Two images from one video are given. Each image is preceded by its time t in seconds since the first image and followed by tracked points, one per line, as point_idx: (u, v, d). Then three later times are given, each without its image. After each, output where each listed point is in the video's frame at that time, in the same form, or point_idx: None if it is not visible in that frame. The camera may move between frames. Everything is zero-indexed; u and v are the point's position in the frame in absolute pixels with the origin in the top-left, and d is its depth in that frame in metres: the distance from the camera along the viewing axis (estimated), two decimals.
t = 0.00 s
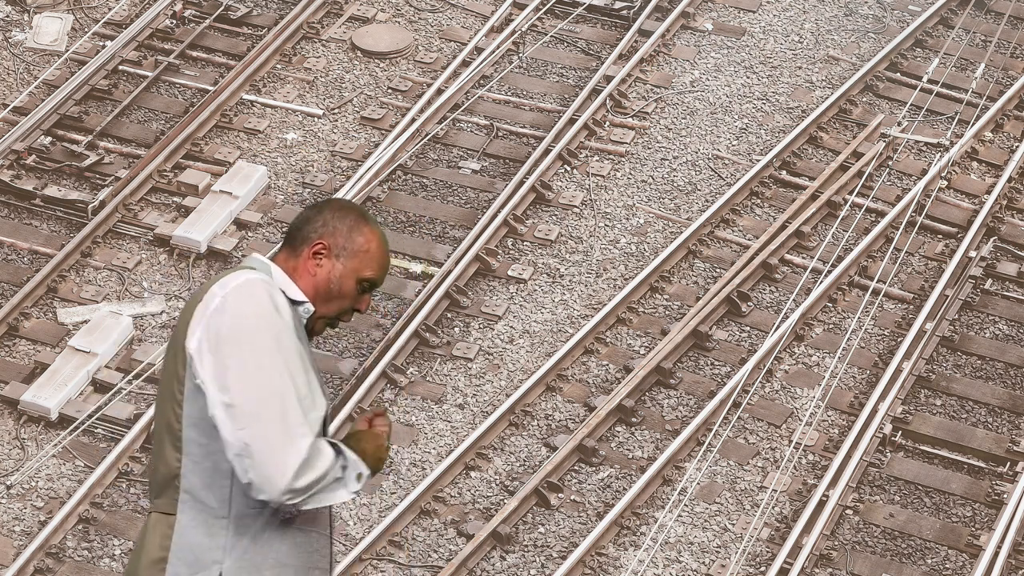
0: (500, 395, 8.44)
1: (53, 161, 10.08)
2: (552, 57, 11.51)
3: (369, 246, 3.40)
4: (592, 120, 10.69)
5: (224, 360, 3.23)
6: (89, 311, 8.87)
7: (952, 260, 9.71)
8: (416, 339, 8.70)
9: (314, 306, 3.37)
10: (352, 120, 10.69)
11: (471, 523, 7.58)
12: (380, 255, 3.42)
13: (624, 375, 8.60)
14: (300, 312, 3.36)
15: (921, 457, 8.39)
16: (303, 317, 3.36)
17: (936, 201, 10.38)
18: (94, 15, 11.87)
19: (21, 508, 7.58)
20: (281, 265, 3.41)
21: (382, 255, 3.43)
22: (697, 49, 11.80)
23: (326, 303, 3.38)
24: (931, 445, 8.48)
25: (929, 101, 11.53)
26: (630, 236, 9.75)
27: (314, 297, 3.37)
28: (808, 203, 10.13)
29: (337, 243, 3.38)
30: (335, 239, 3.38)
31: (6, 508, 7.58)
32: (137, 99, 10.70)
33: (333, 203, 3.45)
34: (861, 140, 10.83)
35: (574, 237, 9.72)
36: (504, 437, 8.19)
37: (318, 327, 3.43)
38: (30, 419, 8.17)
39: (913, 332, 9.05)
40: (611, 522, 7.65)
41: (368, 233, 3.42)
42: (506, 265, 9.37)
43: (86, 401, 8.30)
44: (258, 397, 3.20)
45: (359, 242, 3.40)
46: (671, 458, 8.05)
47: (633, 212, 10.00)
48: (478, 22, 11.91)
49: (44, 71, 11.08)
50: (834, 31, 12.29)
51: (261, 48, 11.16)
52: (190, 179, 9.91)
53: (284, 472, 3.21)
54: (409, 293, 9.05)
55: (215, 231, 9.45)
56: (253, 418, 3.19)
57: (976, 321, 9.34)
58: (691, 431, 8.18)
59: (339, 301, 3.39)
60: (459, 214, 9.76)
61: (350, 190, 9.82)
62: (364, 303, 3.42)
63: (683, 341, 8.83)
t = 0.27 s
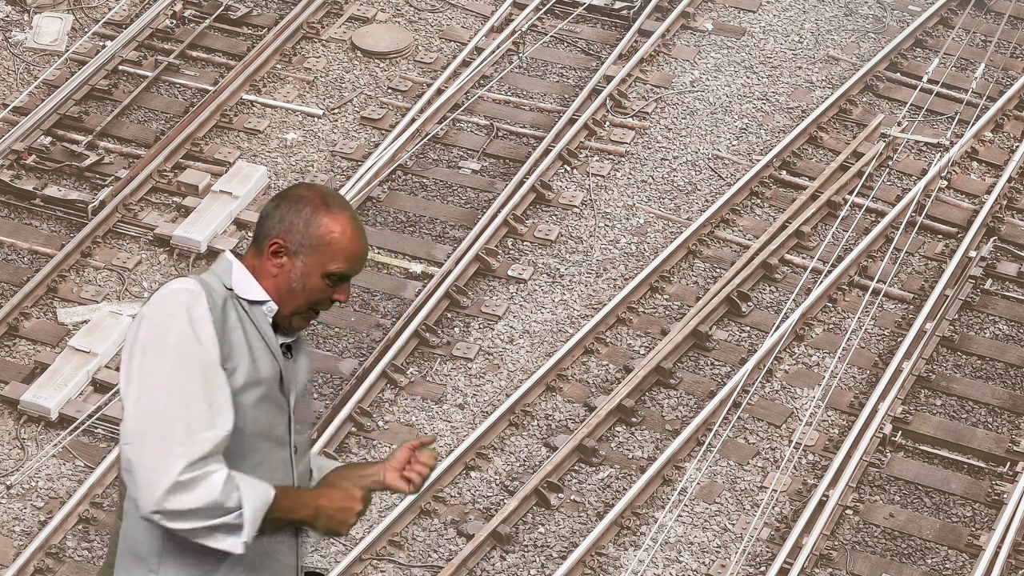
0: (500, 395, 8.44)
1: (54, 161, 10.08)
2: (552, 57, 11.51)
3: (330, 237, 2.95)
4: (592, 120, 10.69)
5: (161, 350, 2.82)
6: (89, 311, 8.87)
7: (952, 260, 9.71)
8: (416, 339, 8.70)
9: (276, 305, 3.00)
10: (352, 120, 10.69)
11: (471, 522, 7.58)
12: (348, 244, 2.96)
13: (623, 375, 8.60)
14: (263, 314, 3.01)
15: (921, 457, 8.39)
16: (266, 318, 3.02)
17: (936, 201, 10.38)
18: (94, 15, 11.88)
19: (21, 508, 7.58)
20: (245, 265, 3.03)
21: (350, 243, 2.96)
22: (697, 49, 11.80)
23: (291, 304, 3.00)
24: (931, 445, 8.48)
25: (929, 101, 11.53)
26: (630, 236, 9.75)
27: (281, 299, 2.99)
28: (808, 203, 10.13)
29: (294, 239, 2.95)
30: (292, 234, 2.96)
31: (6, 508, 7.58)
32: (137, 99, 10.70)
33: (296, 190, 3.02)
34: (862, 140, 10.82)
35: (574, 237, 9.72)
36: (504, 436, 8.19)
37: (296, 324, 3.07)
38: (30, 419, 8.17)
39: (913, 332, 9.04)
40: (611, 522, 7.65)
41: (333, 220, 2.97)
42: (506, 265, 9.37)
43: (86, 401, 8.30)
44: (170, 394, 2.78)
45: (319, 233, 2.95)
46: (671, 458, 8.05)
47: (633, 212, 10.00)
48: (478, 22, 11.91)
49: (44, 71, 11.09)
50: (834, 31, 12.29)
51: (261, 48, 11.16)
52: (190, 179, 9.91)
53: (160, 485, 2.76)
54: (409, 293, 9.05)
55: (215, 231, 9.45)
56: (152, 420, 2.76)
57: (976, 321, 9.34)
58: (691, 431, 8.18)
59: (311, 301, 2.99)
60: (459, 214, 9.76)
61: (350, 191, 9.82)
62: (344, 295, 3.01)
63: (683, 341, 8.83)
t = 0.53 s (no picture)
0: (500, 395, 8.44)
1: (53, 161, 10.08)
2: (552, 57, 11.51)
3: (282, 209, 3.05)
4: (592, 120, 10.69)
5: (161, 347, 2.93)
6: (89, 311, 8.86)
7: (952, 260, 9.71)
8: (416, 339, 8.70)
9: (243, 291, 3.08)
10: (352, 120, 10.69)
11: (471, 522, 7.58)
12: (300, 215, 3.06)
13: (624, 375, 8.60)
14: (234, 302, 3.08)
15: (921, 457, 8.39)
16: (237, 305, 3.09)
17: (936, 201, 10.38)
18: (94, 15, 11.88)
19: (21, 508, 7.58)
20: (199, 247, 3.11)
21: (302, 214, 3.06)
22: (697, 49, 11.81)
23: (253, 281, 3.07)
24: (931, 445, 8.48)
25: (929, 101, 11.53)
26: (630, 236, 9.75)
27: (240, 277, 3.07)
28: (808, 203, 10.13)
29: (246, 214, 3.04)
30: (243, 210, 3.05)
31: (6, 508, 7.58)
32: (137, 99, 10.70)
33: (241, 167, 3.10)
34: (861, 140, 10.82)
35: (574, 237, 9.72)
36: (504, 437, 8.19)
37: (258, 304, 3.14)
38: (30, 419, 8.17)
39: (913, 332, 9.05)
40: (611, 522, 7.65)
41: (281, 194, 3.06)
42: (506, 265, 9.37)
43: (86, 401, 8.30)
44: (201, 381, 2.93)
45: (270, 206, 3.04)
46: (671, 458, 8.05)
47: (633, 212, 10.00)
48: (478, 22, 11.91)
49: (44, 71, 11.09)
50: (834, 32, 12.29)
51: (261, 48, 11.16)
52: (190, 179, 9.91)
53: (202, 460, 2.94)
54: (409, 293, 9.05)
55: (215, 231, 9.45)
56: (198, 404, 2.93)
57: (976, 321, 9.34)
58: (691, 431, 8.18)
59: (267, 276, 3.07)
60: (459, 214, 9.76)
61: (350, 191, 9.82)
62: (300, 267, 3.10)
63: (683, 341, 8.83)
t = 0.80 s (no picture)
0: (500, 395, 8.44)
1: (54, 161, 10.08)
2: (552, 57, 11.51)
3: (276, 213, 3.57)
4: (592, 120, 10.69)
5: (203, 344, 3.50)
6: (89, 311, 8.86)
7: (952, 260, 9.71)
8: (416, 339, 8.70)
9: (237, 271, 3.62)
10: (352, 120, 10.69)
11: (471, 522, 7.58)
12: (291, 219, 3.58)
13: (624, 375, 8.60)
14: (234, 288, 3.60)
15: (920, 457, 8.39)
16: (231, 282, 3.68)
17: (936, 201, 10.38)
18: (94, 15, 11.88)
19: (21, 508, 7.58)
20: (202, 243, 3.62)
21: (293, 219, 3.58)
22: (697, 49, 11.81)
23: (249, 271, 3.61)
24: (931, 445, 8.48)
25: (929, 101, 11.53)
26: (630, 237, 9.75)
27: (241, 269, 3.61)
28: (808, 203, 10.13)
29: (246, 213, 3.56)
30: (242, 209, 3.57)
31: (6, 508, 7.58)
32: (137, 99, 10.70)
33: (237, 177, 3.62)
34: (861, 140, 10.83)
35: (574, 237, 9.72)
36: (504, 437, 8.19)
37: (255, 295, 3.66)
38: (30, 419, 8.17)
39: (913, 332, 9.05)
40: (611, 522, 7.65)
41: (274, 200, 3.58)
42: (506, 265, 9.37)
43: (86, 401, 8.30)
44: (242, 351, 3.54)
45: (266, 208, 3.57)
46: (671, 458, 8.05)
47: (632, 212, 10.00)
48: (478, 22, 11.91)
49: (44, 71, 11.09)
50: (834, 32, 12.29)
51: (261, 48, 11.15)
52: (190, 179, 9.90)
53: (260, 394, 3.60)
54: (409, 293, 9.05)
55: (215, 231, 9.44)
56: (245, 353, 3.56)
57: (976, 321, 9.34)
58: (691, 431, 8.18)
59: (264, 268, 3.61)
60: (459, 214, 9.76)
61: (350, 191, 9.82)
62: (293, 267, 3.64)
63: (683, 341, 8.83)
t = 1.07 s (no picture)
0: (500, 395, 8.44)
1: (54, 161, 10.08)
2: (552, 57, 11.51)
3: (316, 233, 3.16)
4: (592, 120, 10.69)
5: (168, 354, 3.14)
6: (89, 311, 8.86)
7: (952, 260, 9.71)
8: (416, 339, 8.70)
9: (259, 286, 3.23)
10: (352, 120, 10.69)
11: (470, 522, 7.58)
12: (331, 241, 3.17)
13: (624, 375, 8.60)
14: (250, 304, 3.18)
15: (921, 457, 8.39)
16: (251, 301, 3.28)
17: (936, 201, 10.38)
18: (94, 15, 11.88)
19: (21, 508, 7.58)
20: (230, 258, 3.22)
21: (335, 242, 3.18)
22: (697, 49, 11.80)
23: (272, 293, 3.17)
24: (931, 445, 8.48)
25: (929, 101, 11.53)
26: (630, 237, 9.75)
27: (262, 290, 3.17)
28: (808, 203, 10.13)
29: (279, 227, 3.15)
30: (279, 223, 3.16)
31: (6, 508, 7.58)
32: (137, 99, 10.71)
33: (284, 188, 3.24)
34: (862, 140, 10.82)
35: (574, 237, 9.72)
36: (503, 436, 8.19)
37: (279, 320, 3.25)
38: (30, 419, 8.18)
39: (913, 332, 9.04)
40: (611, 522, 7.65)
41: (314, 214, 3.18)
42: (506, 265, 9.37)
43: (86, 401, 8.30)
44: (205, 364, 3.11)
45: (304, 223, 3.16)
46: (671, 458, 8.05)
47: (633, 212, 10.00)
48: (478, 22, 11.91)
49: (45, 71, 11.09)
50: (834, 31, 12.29)
51: (261, 48, 11.16)
52: (190, 179, 9.91)
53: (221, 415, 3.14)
54: (409, 293, 9.05)
55: (215, 231, 9.45)
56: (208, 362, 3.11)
57: (976, 321, 9.34)
58: (691, 431, 8.18)
59: (287, 290, 3.16)
60: (459, 214, 9.76)
61: (350, 191, 9.82)
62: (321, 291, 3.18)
63: (683, 341, 8.83)
